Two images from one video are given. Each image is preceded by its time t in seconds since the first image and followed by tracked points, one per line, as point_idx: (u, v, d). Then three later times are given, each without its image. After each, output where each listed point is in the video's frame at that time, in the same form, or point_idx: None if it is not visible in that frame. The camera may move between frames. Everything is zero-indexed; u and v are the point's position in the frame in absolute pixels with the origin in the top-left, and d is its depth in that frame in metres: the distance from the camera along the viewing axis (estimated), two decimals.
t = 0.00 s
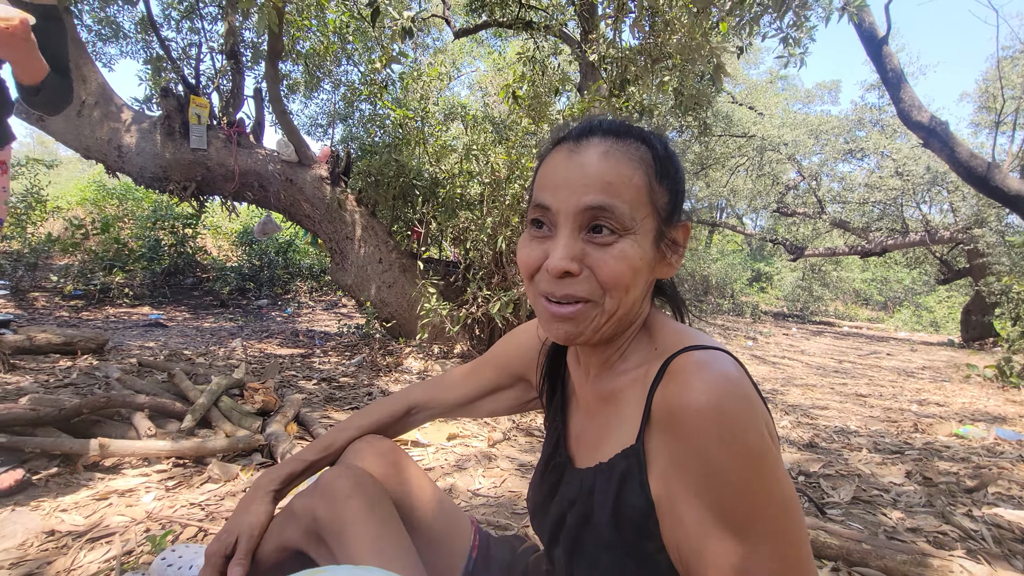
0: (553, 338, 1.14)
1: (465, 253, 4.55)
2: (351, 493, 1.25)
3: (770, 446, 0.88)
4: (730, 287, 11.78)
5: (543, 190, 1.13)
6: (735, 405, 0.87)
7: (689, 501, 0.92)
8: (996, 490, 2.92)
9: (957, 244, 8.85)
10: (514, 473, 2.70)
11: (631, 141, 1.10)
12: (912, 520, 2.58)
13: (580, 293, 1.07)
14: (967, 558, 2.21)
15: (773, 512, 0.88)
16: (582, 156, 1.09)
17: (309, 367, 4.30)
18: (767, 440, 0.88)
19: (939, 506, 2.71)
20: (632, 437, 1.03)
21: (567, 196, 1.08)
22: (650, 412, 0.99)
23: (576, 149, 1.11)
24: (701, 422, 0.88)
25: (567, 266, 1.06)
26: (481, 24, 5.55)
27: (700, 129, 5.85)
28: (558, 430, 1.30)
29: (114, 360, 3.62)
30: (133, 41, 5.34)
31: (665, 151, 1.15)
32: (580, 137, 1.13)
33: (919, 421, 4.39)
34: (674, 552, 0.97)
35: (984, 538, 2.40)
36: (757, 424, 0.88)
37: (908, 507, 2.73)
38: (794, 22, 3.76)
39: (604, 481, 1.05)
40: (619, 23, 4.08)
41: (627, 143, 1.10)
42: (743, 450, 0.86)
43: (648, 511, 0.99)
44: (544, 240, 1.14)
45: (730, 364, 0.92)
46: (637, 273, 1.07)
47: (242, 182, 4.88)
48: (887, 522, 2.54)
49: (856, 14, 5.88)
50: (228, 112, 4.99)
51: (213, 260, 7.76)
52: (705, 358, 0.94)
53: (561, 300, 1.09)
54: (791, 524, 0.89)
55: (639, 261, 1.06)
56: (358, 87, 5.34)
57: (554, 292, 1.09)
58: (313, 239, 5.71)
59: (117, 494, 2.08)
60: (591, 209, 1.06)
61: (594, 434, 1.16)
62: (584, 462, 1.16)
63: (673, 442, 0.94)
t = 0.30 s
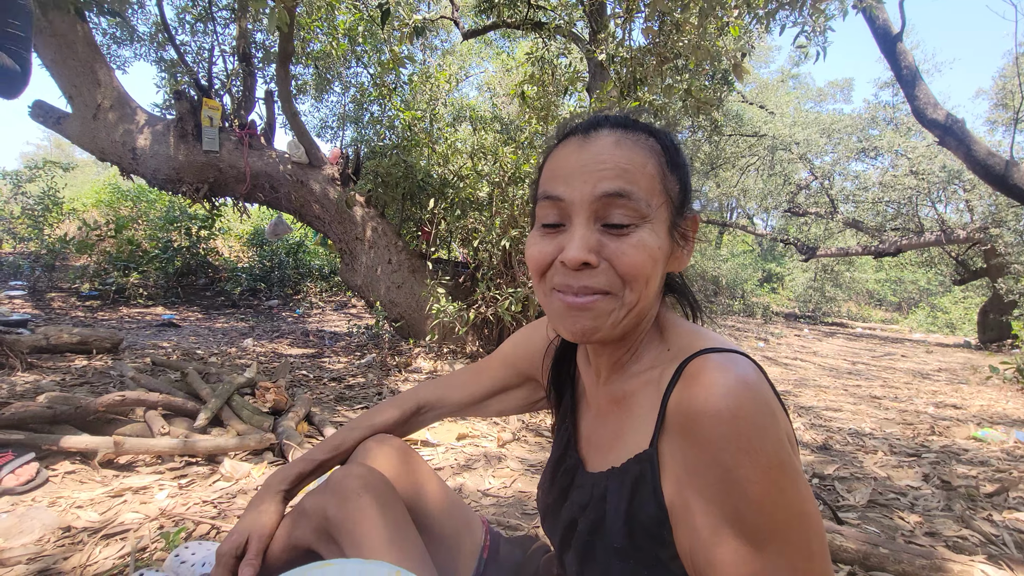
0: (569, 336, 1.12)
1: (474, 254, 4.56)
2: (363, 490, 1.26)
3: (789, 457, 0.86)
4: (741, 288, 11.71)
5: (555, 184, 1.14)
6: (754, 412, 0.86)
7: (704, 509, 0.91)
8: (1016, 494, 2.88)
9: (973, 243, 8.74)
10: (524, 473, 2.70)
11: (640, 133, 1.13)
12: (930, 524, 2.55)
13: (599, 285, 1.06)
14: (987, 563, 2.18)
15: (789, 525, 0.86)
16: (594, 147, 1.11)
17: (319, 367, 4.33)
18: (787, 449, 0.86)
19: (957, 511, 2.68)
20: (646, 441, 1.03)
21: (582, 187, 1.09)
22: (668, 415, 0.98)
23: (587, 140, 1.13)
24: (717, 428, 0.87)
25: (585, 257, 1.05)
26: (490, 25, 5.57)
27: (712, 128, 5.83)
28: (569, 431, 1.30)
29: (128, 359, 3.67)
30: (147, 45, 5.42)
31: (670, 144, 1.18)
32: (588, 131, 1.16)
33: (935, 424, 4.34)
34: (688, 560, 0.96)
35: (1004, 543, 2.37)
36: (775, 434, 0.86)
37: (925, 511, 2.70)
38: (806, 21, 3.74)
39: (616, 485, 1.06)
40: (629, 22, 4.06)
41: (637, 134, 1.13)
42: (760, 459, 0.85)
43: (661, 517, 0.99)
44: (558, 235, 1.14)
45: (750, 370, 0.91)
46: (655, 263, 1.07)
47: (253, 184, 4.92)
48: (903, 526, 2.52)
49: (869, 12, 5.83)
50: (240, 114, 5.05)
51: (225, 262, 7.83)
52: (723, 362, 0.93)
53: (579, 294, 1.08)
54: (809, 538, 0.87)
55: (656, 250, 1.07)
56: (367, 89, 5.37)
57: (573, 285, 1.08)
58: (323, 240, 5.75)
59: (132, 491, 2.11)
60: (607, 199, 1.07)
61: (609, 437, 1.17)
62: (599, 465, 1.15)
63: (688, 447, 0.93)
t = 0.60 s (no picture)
0: (572, 334, 1.13)
1: (481, 255, 4.58)
2: (375, 488, 1.27)
3: (802, 461, 0.87)
4: (748, 289, 11.67)
5: (556, 182, 1.15)
6: (766, 416, 0.86)
7: (715, 513, 0.92)
8: None
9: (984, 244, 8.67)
10: (531, 474, 2.71)
11: (637, 131, 1.16)
12: (941, 527, 2.55)
13: (602, 280, 1.06)
14: (998, 566, 2.18)
15: (801, 529, 0.86)
16: (594, 145, 1.13)
17: (328, 366, 4.35)
18: (799, 454, 0.87)
19: (969, 514, 2.67)
20: (656, 443, 1.04)
21: (582, 184, 1.11)
22: (678, 418, 0.99)
23: (586, 139, 1.15)
24: (728, 431, 0.88)
25: (587, 252, 1.06)
26: (496, 26, 5.59)
27: (719, 129, 5.83)
28: (579, 433, 1.31)
29: (139, 358, 3.70)
30: (158, 48, 5.47)
31: (669, 142, 1.20)
32: (587, 131, 1.18)
33: (946, 427, 4.31)
34: (699, 564, 0.97)
35: (1016, 546, 2.37)
36: (789, 438, 0.86)
37: (936, 514, 2.69)
38: (815, 21, 3.73)
39: (625, 488, 1.06)
40: (636, 24, 4.07)
41: (634, 132, 1.15)
42: (773, 463, 0.85)
43: (671, 520, 1.00)
44: (559, 233, 1.15)
45: (762, 373, 0.91)
46: (657, 258, 1.07)
47: (262, 184, 4.96)
48: (913, 529, 2.51)
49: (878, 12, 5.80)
50: (249, 115, 5.08)
51: (234, 262, 7.88)
52: (735, 365, 0.94)
53: (581, 290, 1.09)
54: (821, 542, 0.88)
55: (657, 245, 1.07)
56: (375, 90, 5.41)
57: (575, 281, 1.09)
58: (331, 241, 5.79)
59: (145, 488, 2.13)
60: (607, 195, 1.08)
61: (619, 438, 1.17)
62: (609, 468, 1.16)
63: (699, 451, 0.94)
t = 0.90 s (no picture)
0: (572, 335, 1.15)
1: (489, 256, 4.61)
2: (387, 486, 1.30)
3: (805, 463, 0.88)
4: (757, 291, 11.62)
5: (559, 187, 1.17)
6: (769, 420, 0.87)
7: (718, 515, 0.94)
8: None
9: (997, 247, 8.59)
10: (539, 474, 2.73)
11: (641, 137, 1.16)
12: (952, 531, 2.54)
13: (600, 283, 1.08)
14: (1010, 571, 2.17)
15: (804, 530, 0.88)
16: (596, 150, 1.14)
17: (337, 366, 4.39)
18: (802, 456, 0.88)
19: (980, 518, 2.66)
20: (662, 446, 1.06)
21: (583, 188, 1.12)
22: (682, 421, 1.00)
23: (589, 145, 1.17)
24: (732, 434, 0.89)
25: (584, 255, 1.08)
26: (504, 28, 5.61)
27: (727, 130, 5.82)
28: (587, 435, 1.32)
29: (152, 357, 3.76)
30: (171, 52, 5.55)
31: (676, 147, 1.20)
32: (592, 136, 1.19)
33: (957, 431, 4.28)
34: (704, 564, 0.99)
35: None
36: (792, 441, 0.88)
37: (947, 518, 2.68)
38: (823, 22, 3.72)
39: (631, 490, 1.08)
40: (643, 25, 4.08)
41: (638, 138, 1.16)
42: (776, 466, 0.86)
43: (677, 522, 1.01)
44: (561, 236, 1.17)
45: (765, 376, 0.92)
46: (656, 262, 1.08)
47: (273, 186, 5.01)
48: (924, 533, 2.50)
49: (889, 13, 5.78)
50: (260, 117, 5.14)
51: (244, 262, 7.95)
52: (738, 369, 0.95)
53: (579, 293, 1.11)
54: (824, 542, 0.89)
55: (657, 249, 1.08)
56: (384, 92, 5.45)
57: (573, 284, 1.11)
58: (341, 241, 5.84)
59: (160, 485, 2.17)
60: (607, 200, 1.10)
61: (625, 441, 1.19)
62: (616, 470, 1.18)
63: (703, 453, 0.95)
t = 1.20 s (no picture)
0: (581, 333, 1.15)
1: (496, 256, 4.61)
2: (396, 486, 1.31)
3: (817, 469, 0.87)
4: (766, 293, 11.54)
5: (574, 183, 1.18)
6: (781, 424, 0.86)
7: (728, 519, 0.93)
8: None
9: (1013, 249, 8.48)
10: (546, 476, 2.73)
11: (658, 136, 1.16)
12: (966, 537, 2.52)
13: (611, 280, 1.08)
14: None
15: (814, 537, 0.87)
16: (613, 148, 1.14)
17: (345, 366, 4.41)
18: (814, 462, 0.87)
19: (995, 525, 2.63)
20: (672, 449, 1.06)
21: (597, 185, 1.13)
22: (693, 424, 1.00)
23: (605, 142, 1.17)
24: (742, 438, 0.89)
25: (596, 252, 1.08)
26: (513, 28, 5.60)
27: (737, 131, 5.79)
28: (596, 436, 1.32)
29: (163, 355, 3.80)
30: (183, 53, 5.60)
31: (692, 148, 1.20)
32: (608, 134, 1.19)
33: (972, 436, 4.23)
34: (712, 568, 0.98)
35: None
36: (804, 446, 0.87)
37: (961, 525, 2.65)
38: (834, 21, 3.70)
39: (640, 493, 1.08)
40: (653, 25, 4.06)
41: (655, 137, 1.16)
42: (786, 470, 0.86)
43: (686, 526, 1.01)
44: (573, 233, 1.17)
45: (777, 380, 0.91)
46: (668, 262, 1.08)
47: (283, 187, 5.04)
48: (938, 539, 2.47)
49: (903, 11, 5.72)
50: (270, 118, 5.17)
51: (254, 262, 8.01)
52: (749, 372, 0.94)
53: (590, 290, 1.11)
54: (835, 549, 0.89)
55: (669, 249, 1.08)
56: (393, 93, 5.47)
57: (584, 280, 1.11)
58: (349, 242, 5.86)
59: (169, 482, 2.19)
60: (620, 197, 1.10)
61: (634, 443, 1.19)
62: (625, 473, 1.18)
63: (712, 457, 0.95)
